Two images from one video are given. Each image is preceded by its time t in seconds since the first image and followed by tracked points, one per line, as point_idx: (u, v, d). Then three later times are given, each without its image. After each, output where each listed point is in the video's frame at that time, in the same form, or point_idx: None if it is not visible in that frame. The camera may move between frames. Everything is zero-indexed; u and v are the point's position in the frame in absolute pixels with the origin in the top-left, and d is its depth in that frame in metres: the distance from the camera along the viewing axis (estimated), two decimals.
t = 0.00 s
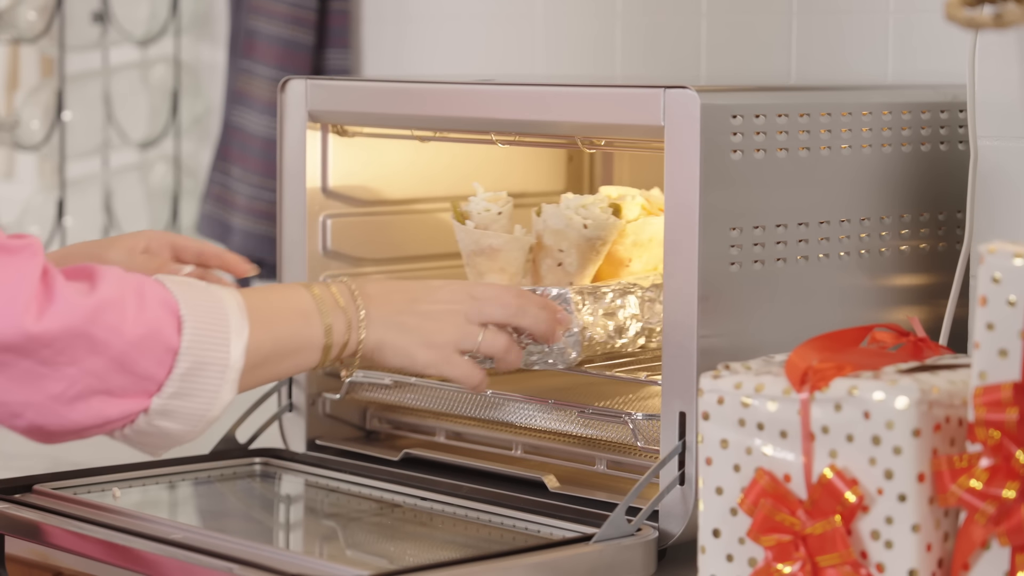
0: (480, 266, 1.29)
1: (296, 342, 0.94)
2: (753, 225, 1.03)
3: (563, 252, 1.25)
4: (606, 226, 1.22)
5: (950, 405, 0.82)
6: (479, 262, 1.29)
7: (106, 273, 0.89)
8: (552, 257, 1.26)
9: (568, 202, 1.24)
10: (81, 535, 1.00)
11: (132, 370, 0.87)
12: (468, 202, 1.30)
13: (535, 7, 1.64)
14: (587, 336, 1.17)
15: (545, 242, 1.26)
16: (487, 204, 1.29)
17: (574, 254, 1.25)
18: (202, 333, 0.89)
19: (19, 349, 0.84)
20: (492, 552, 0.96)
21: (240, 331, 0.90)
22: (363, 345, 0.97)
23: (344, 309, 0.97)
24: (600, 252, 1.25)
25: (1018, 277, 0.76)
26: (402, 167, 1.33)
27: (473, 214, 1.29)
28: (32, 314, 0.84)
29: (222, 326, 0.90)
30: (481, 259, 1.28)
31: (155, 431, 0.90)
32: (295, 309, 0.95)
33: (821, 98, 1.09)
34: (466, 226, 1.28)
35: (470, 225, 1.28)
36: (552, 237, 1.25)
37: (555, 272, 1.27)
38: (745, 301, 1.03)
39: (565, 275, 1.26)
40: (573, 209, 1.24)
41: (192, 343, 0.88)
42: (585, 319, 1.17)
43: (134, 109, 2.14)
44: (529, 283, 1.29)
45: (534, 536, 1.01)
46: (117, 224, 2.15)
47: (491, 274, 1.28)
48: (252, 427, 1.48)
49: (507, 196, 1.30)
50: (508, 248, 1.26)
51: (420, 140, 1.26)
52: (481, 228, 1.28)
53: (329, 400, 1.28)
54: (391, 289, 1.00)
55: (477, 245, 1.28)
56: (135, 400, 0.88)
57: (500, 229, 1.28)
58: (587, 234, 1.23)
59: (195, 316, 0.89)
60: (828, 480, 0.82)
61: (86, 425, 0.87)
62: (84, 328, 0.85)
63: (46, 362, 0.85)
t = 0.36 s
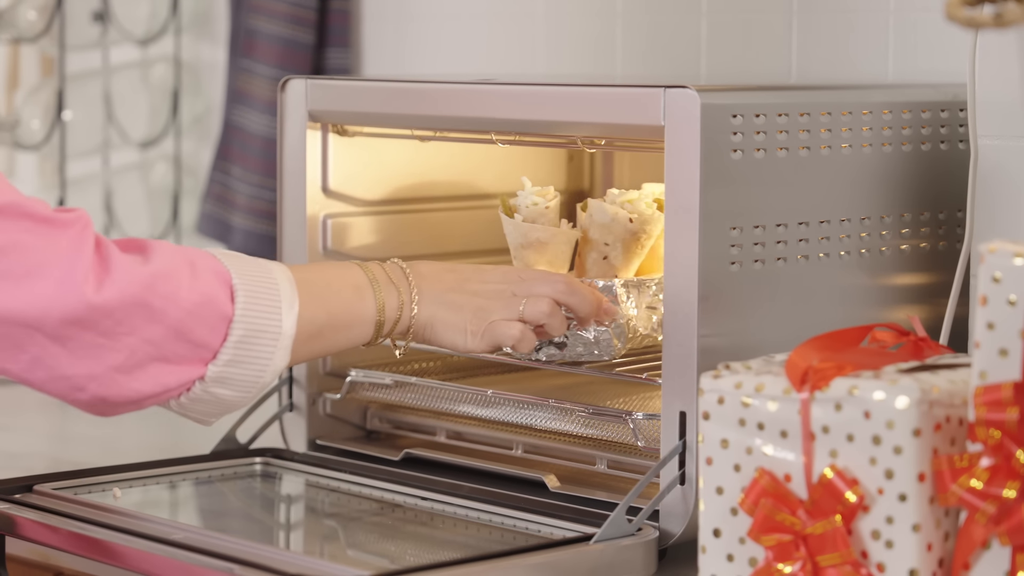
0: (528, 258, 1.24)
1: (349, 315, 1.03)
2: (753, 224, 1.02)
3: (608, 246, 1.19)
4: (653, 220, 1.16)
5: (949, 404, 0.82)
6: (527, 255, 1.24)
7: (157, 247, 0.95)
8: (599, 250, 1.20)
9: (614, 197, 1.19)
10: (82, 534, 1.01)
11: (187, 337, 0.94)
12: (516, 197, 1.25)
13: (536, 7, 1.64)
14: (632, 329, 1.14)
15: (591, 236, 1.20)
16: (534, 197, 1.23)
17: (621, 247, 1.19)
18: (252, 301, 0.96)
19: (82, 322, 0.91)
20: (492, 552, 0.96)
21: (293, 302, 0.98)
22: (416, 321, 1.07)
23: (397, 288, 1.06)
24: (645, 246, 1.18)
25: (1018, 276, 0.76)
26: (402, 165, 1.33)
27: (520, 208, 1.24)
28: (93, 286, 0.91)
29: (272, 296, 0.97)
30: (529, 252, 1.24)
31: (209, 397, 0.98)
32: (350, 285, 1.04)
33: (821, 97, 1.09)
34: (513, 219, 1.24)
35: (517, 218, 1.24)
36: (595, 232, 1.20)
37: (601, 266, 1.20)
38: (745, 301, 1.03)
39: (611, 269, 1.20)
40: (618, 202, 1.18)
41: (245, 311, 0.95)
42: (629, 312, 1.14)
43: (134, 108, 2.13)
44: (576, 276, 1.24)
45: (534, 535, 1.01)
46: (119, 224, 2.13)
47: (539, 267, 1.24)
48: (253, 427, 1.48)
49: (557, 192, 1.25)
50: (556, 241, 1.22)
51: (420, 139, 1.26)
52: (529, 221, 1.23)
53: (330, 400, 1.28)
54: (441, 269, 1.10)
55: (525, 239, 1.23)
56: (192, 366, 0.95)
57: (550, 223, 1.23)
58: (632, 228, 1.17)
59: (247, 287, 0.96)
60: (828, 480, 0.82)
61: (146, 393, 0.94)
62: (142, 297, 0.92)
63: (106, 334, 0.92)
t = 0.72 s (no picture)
0: (535, 262, 1.21)
1: (355, 312, 1.03)
2: (750, 226, 1.02)
3: (616, 249, 1.17)
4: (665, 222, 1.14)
5: (948, 406, 0.82)
6: (535, 258, 1.21)
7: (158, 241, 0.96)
8: (607, 253, 1.18)
9: (622, 199, 1.17)
10: (80, 537, 1.01)
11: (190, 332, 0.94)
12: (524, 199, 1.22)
13: (533, 8, 1.63)
14: (640, 331, 1.12)
15: (599, 239, 1.18)
16: (543, 200, 1.20)
17: (629, 250, 1.17)
18: (254, 297, 0.96)
19: (85, 319, 0.91)
20: (490, 555, 0.96)
21: (296, 298, 0.98)
22: (423, 320, 1.07)
23: (406, 287, 1.07)
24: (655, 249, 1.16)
25: (1016, 278, 0.77)
26: (400, 167, 1.33)
27: (528, 210, 1.20)
28: (95, 283, 0.91)
29: (275, 292, 0.97)
30: (537, 254, 1.20)
31: (213, 392, 0.98)
32: (357, 283, 1.05)
33: (819, 99, 1.09)
34: (522, 223, 1.20)
35: (526, 221, 1.20)
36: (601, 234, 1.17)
37: (609, 269, 1.18)
38: (743, 303, 1.03)
39: (619, 272, 1.18)
40: (626, 205, 1.16)
41: (246, 308, 0.95)
42: (636, 314, 1.13)
43: (132, 109, 2.13)
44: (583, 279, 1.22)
45: (532, 537, 1.01)
46: (116, 225, 2.14)
47: (547, 269, 1.20)
48: (251, 428, 1.48)
49: (565, 194, 1.21)
50: (565, 244, 1.19)
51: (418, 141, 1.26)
52: (537, 225, 1.20)
53: (328, 402, 1.28)
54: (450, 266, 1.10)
55: (533, 242, 1.20)
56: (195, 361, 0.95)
57: (558, 226, 1.20)
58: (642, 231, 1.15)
59: (248, 283, 0.96)
60: (826, 483, 0.82)
61: (150, 388, 0.94)
62: (144, 292, 0.92)
63: (109, 331, 0.92)
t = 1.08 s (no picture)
0: (532, 264, 1.20)
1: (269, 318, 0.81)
2: (748, 227, 1.02)
3: (614, 250, 1.17)
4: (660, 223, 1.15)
5: (945, 406, 0.82)
6: (532, 260, 1.21)
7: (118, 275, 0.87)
8: (604, 253, 1.17)
9: (618, 200, 1.17)
10: (79, 539, 1.01)
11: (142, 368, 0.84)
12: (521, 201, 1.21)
13: (531, 9, 1.63)
14: (637, 332, 1.13)
15: (597, 240, 1.18)
16: (540, 201, 1.19)
17: (626, 251, 1.17)
18: (157, 324, 0.76)
19: None
20: (487, 556, 0.96)
21: (199, 317, 0.78)
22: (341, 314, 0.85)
23: (321, 279, 0.84)
24: (651, 249, 1.16)
25: (1012, 278, 0.77)
26: (398, 169, 1.33)
27: (526, 213, 1.20)
28: None
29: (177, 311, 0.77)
30: (534, 257, 1.20)
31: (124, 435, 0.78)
32: (263, 281, 0.82)
33: (816, 99, 1.09)
34: (519, 225, 1.20)
35: (523, 223, 1.19)
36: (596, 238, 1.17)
37: (606, 270, 1.18)
38: (740, 304, 1.03)
39: (616, 273, 1.18)
40: (623, 207, 1.16)
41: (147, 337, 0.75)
42: (634, 316, 1.12)
43: (130, 112, 2.11)
44: (580, 280, 1.22)
45: (530, 539, 1.02)
46: (114, 227, 2.11)
47: (544, 271, 1.20)
48: (250, 430, 1.49)
49: (562, 194, 1.20)
50: (562, 245, 1.19)
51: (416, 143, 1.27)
52: (535, 226, 1.19)
53: (326, 403, 1.28)
54: (372, 251, 0.87)
55: (530, 244, 1.19)
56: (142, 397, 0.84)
57: (555, 229, 1.19)
58: (638, 232, 1.15)
59: (146, 303, 0.76)
60: (823, 483, 0.82)
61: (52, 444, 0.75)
62: (33, 346, 0.72)
63: None
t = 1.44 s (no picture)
0: (533, 264, 1.19)
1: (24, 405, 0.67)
2: (748, 228, 1.03)
3: (614, 251, 1.17)
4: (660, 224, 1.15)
5: (945, 407, 0.82)
6: (533, 261, 1.19)
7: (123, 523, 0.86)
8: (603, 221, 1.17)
9: (619, 201, 1.17)
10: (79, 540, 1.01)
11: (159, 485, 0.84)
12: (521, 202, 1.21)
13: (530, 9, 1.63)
14: (638, 333, 1.13)
15: (597, 241, 1.18)
16: (541, 202, 1.19)
17: (626, 252, 1.17)
18: None
19: None
20: (487, 557, 0.96)
21: None
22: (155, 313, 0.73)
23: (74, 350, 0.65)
24: (652, 250, 1.16)
25: (1012, 280, 0.78)
26: (399, 170, 1.32)
27: (526, 214, 1.19)
28: None
29: None
30: (535, 257, 1.19)
31: None
32: None
33: (816, 100, 1.09)
34: (519, 225, 1.19)
35: (523, 224, 1.19)
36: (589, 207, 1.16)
37: (607, 271, 1.18)
38: (740, 305, 1.03)
39: (617, 274, 1.17)
40: (624, 208, 1.16)
41: None
42: (634, 317, 1.12)
43: (131, 113, 2.10)
44: (581, 281, 1.21)
45: (531, 540, 1.02)
46: (115, 228, 2.11)
47: (546, 272, 1.19)
48: (251, 431, 1.49)
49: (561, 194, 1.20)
50: (563, 246, 1.18)
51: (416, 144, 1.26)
52: (535, 227, 1.19)
53: (326, 404, 1.28)
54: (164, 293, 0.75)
55: (531, 244, 1.18)
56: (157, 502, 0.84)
57: (555, 229, 1.19)
58: (639, 233, 1.15)
59: None
60: (824, 484, 0.83)
61: None
62: None
63: None
